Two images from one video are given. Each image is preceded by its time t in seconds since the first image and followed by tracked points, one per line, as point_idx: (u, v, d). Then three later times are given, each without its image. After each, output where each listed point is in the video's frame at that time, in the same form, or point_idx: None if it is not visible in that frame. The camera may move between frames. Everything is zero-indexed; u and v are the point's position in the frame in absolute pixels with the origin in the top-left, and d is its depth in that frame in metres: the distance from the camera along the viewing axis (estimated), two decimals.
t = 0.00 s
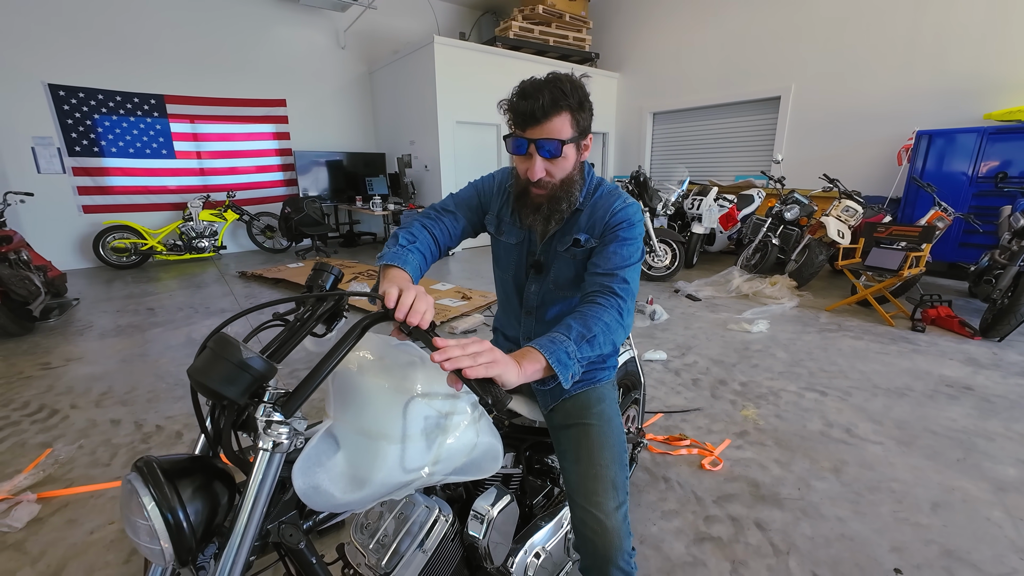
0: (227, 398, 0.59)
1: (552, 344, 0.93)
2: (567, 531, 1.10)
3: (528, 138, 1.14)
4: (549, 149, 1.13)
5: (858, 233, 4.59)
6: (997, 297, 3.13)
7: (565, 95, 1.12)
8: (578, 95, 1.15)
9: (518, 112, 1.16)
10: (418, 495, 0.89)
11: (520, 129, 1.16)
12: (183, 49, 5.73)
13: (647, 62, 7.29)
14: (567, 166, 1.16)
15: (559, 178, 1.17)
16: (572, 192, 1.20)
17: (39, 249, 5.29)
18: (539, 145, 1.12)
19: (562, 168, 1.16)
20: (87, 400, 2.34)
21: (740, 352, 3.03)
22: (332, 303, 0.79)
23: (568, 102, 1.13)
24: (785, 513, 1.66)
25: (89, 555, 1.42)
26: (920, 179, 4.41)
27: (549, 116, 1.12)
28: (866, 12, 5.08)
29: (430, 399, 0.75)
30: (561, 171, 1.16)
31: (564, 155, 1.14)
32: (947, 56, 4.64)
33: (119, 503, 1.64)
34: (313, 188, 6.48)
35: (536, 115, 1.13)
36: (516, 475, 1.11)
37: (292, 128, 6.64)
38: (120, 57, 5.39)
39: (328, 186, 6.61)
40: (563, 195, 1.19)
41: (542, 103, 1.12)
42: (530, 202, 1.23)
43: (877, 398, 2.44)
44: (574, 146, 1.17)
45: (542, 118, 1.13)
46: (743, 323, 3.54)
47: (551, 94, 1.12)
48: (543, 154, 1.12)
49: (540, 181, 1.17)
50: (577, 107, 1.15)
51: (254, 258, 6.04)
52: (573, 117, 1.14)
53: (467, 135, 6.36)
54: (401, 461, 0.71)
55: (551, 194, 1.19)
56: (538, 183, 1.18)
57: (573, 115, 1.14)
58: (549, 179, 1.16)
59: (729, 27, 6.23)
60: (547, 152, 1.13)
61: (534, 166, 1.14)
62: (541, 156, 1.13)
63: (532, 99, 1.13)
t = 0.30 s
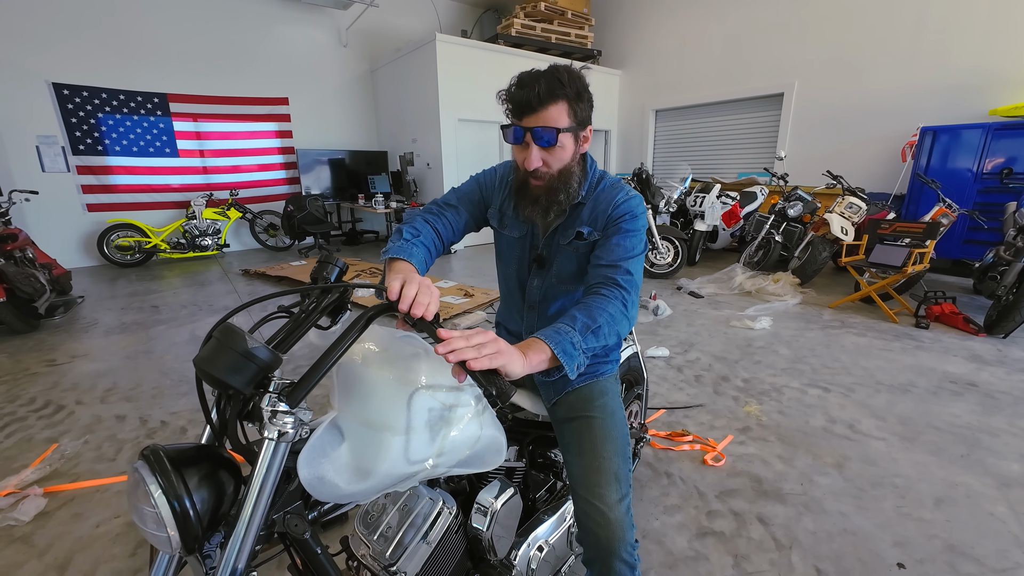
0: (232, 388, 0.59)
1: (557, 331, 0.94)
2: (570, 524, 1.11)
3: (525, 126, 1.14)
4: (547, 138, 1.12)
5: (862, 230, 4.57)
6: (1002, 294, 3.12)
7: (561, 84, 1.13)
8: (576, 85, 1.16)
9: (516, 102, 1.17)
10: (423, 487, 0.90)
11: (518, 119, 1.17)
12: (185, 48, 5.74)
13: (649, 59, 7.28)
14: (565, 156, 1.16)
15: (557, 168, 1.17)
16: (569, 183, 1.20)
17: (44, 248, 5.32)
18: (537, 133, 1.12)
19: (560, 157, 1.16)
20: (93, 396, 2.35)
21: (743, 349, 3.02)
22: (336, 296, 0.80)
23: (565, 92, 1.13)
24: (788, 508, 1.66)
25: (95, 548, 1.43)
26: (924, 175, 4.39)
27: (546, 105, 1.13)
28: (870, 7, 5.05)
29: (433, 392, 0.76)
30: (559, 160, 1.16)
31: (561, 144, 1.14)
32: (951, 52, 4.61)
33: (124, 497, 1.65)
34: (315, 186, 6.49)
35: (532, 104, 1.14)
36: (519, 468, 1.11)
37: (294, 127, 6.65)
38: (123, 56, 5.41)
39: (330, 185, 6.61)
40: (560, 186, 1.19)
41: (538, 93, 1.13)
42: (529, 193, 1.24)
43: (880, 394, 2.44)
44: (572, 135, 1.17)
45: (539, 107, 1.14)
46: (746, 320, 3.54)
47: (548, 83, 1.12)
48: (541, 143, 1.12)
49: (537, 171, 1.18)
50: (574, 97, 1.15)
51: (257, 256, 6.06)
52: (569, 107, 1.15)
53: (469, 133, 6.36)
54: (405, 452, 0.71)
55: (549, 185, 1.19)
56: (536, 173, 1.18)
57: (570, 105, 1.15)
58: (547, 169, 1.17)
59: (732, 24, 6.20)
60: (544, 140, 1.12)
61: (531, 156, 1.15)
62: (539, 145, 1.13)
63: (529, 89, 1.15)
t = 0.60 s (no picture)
0: (245, 373, 0.59)
1: (599, 295, 0.91)
2: (577, 518, 1.11)
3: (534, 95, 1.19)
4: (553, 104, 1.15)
5: (867, 226, 4.55)
6: (1010, 290, 3.10)
7: (570, 57, 1.17)
8: (585, 59, 1.19)
9: (529, 75, 1.23)
10: (432, 479, 0.90)
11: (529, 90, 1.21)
12: (189, 45, 5.76)
13: (653, 56, 7.25)
14: (573, 125, 1.18)
15: (566, 137, 1.19)
16: (579, 152, 1.21)
17: (50, 245, 5.35)
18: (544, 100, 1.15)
19: (569, 127, 1.18)
20: (100, 390, 2.36)
21: (748, 345, 3.01)
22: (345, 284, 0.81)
23: (574, 63, 1.17)
24: (795, 503, 1.65)
25: (104, 540, 1.44)
26: (932, 171, 4.36)
27: (554, 74, 1.17)
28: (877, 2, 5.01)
29: (445, 380, 0.75)
30: (568, 129, 1.18)
31: (569, 111, 1.17)
32: (960, 47, 4.57)
33: (132, 490, 1.66)
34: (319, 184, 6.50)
35: (541, 73, 1.18)
36: (527, 460, 1.11)
37: (298, 124, 6.65)
38: (128, 54, 5.42)
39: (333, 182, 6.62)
40: (570, 155, 1.20)
41: (547, 63, 1.18)
42: (539, 160, 1.24)
43: (887, 390, 2.42)
44: (582, 105, 1.19)
45: (547, 76, 1.18)
46: (751, 317, 3.52)
47: (557, 54, 1.17)
48: (548, 109, 1.15)
49: (546, 140, 1.20)
50: (584, 69, 1.19)
51: (262, 253, 6.08)
52: (578, 78, 1.18)
53: (473, 130, 6.35)
54: (416, 441, 0.71)
55: (558, 153, 1.20)
56: (545, 141, 1.20)
57: (578, 76, 1.18)
58: (556, 138, 1.19)
59: (737, 19, 6.16)
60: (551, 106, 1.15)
61: (539, 124, 1.18)
62: (546, 112, 1.16)
63: (539, 62, 1.20)
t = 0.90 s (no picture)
0: (246, 379, 0.61)
1: (653, 369, 1.07)
2: (575, 519, 1.12)
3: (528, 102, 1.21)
4: (545, 112, 1.17)
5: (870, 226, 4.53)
6: (1014, 291, 3.09)
7: (564, 66, 1.20)
8: (579, 69, 1.21)
9: (524, 83, 1.25)
10: (430, 480, 0.91)
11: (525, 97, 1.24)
12: (193, 47, 5.79)
13: (656, 55, 7.24)
14: (565, 131, 1.19)
15: (558, 143, 1.20)
16: (571, 159, 1.22)
17: (57, 245, 5.40)
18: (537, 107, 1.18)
19: (560, 133, 1.20)
20: (106, 390, 2.40)
21: (750, 345, 3.01)
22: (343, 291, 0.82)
23: (568, 73, 1.19)
24: (794, 505, 1.65)
25: (110, 538, 1.46)
26: (936, 170, 4.34)
27: (547, 82, 1.19)
28: None
29: (442, 384, 0.76)
30: (561, 135, 1.20)
31: (561, 118, 1.18)
32: (964, 45, 4.54)
33: (137, 489, 1.68)
34: (323, 184, 6.53)
35: (535, 81, 1.21)
36: (525, 461, 1.13)
37: (302, 124, 6.68)
38: (133, 56, 5.47)
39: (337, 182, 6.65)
40: (561, 161, 1.22)
41: (541, 72, 1.20)
42: (532, 163, 1.27)
43: (889, 391, 2.42)
44: (575, 113, 1.20)
45: (541, 83, 1.20)
46: (753, 317, 3.52)
47: (551, 63, 1.19)
48: (541, 116, 1.18)
49: (538, 144, 1.23)
50: (576, 79, 1.21)
51: (266, 253, 6.12)
52: (571, 87, 1.20)
53: (476, 130, 6.36)
54: (414, 444, 0.72)
55: (550, 159, 1.22)
56: (537, 147, 1.23)
57: (571, 85, 1.20)
58: (548, 143, 1.21)
59: (740, 18, 6.14)
60: (543, 113, 1.18)
61: (532, 130, 1.22)
62: (539, 120, 1.19)
63: (536, 71, 1.22)
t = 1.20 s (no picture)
0: (248, 377, 0.62)
1: (643, 369, 1.03)
2: (574, 517, 1.13)
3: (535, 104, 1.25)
4: (551, 112, 1.20)
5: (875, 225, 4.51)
6: (1020, 290, 3.07)
7: (568, 71, 1.23)
8: (582, 73, 1.25)
9: (530, 88, 1.28)
10: (430, 478, 0.92)
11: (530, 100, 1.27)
12: (198, 48, 5.83)
13: (658, 54, 7.23)
14: (570, 131, 1.22)
15: (563, 143, 1.23)
16: (576, 156, 1.24)
17: (63, 246, 5.45)
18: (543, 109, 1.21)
19: (565, 133, 1.22)
20: (112, 390, 2.42)
21: (752, 346, 3.01)
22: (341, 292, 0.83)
23: (571, 76, 1.23)
24: (795, 505, 1.65)
25: (115, 537, 1.48)
26: (941, 169, 4.31)
27: (552, 85, 1.22)
28: None
29: (441, 383, 0.77)
30: (565, 134, 1.22)
31: (566, 118, 1.21)
32: (970, 44, 4.51)
33: (142, 488, 1.70)
34: (326, 185, 6.56)
35: (541, 85, 1.23)
36: (524, 460, 1.13)
37: (305, 125, 6.71)
38: (138, 58, 5.51)
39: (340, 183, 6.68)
40: (566, 158, 1.23)
41: (547, 74, 1.23)
42: (537, 163, 1.29)
43: (892, 392, 2.41)
44: (579, 116, 1.23)
45: (546, 86, 1.23)
46: (755, 317, 3.51)
47: (556, 69, 1.23)
48: (546, 117, 1.20)
49: (543, 144, 1.25)
50: (580, 82, 1.24)
51: (270, 254, 6.15)
52: (575, 89, 1.23)
53: (478, 130, 6.37)
54: (413, 443, 0.73)
55: (555, 156, 1.24)
56: (543, 146, 1.25)
57: (575, 88, 1.23)
58: (553, 143, 1.23)
59: (743, 17, 6.13)
60: (549, 115, 1.21)
61: (538, 131, 1.24)
62: (545, 120, 1.22)
63: (541, 75, 1.25)
